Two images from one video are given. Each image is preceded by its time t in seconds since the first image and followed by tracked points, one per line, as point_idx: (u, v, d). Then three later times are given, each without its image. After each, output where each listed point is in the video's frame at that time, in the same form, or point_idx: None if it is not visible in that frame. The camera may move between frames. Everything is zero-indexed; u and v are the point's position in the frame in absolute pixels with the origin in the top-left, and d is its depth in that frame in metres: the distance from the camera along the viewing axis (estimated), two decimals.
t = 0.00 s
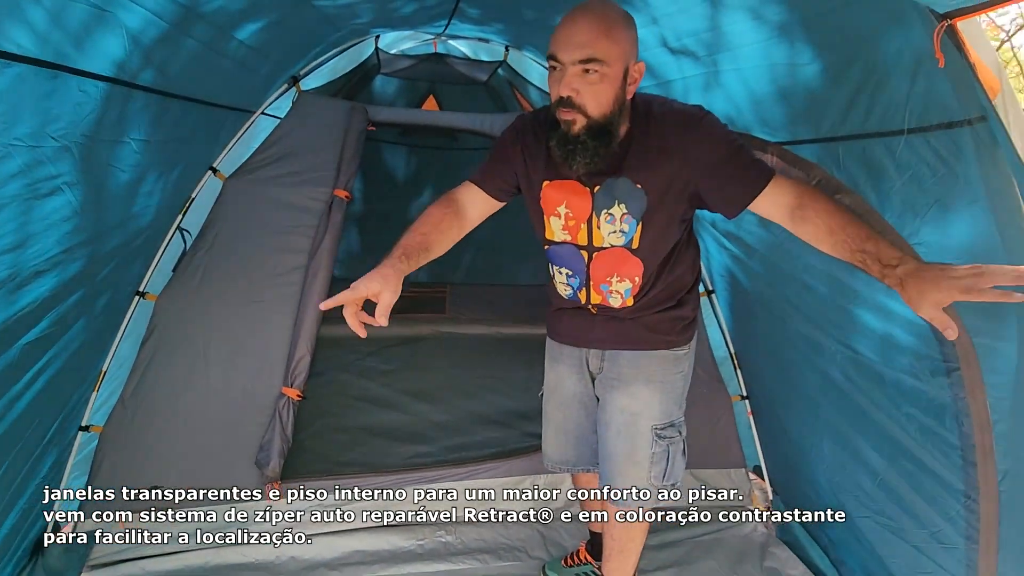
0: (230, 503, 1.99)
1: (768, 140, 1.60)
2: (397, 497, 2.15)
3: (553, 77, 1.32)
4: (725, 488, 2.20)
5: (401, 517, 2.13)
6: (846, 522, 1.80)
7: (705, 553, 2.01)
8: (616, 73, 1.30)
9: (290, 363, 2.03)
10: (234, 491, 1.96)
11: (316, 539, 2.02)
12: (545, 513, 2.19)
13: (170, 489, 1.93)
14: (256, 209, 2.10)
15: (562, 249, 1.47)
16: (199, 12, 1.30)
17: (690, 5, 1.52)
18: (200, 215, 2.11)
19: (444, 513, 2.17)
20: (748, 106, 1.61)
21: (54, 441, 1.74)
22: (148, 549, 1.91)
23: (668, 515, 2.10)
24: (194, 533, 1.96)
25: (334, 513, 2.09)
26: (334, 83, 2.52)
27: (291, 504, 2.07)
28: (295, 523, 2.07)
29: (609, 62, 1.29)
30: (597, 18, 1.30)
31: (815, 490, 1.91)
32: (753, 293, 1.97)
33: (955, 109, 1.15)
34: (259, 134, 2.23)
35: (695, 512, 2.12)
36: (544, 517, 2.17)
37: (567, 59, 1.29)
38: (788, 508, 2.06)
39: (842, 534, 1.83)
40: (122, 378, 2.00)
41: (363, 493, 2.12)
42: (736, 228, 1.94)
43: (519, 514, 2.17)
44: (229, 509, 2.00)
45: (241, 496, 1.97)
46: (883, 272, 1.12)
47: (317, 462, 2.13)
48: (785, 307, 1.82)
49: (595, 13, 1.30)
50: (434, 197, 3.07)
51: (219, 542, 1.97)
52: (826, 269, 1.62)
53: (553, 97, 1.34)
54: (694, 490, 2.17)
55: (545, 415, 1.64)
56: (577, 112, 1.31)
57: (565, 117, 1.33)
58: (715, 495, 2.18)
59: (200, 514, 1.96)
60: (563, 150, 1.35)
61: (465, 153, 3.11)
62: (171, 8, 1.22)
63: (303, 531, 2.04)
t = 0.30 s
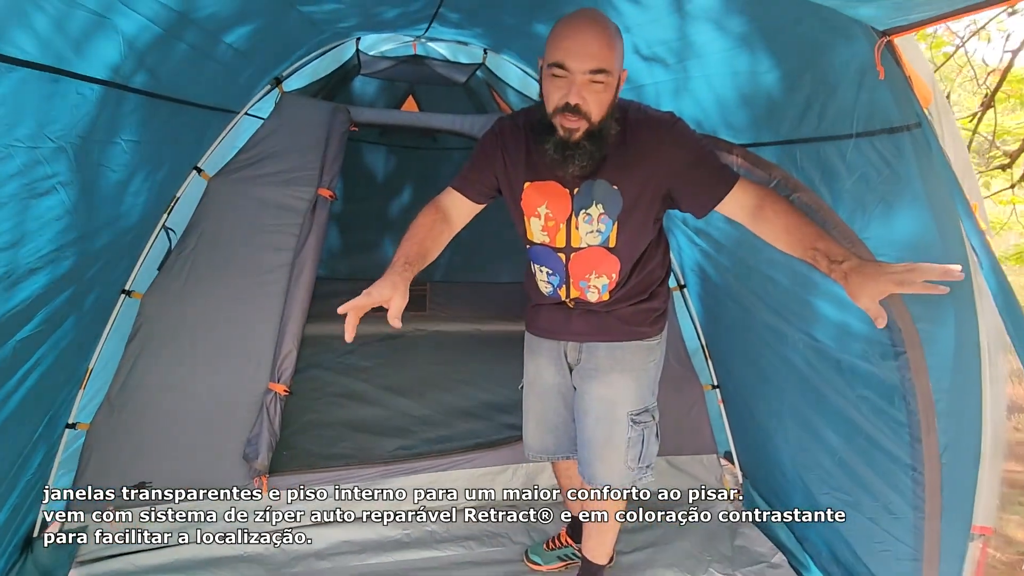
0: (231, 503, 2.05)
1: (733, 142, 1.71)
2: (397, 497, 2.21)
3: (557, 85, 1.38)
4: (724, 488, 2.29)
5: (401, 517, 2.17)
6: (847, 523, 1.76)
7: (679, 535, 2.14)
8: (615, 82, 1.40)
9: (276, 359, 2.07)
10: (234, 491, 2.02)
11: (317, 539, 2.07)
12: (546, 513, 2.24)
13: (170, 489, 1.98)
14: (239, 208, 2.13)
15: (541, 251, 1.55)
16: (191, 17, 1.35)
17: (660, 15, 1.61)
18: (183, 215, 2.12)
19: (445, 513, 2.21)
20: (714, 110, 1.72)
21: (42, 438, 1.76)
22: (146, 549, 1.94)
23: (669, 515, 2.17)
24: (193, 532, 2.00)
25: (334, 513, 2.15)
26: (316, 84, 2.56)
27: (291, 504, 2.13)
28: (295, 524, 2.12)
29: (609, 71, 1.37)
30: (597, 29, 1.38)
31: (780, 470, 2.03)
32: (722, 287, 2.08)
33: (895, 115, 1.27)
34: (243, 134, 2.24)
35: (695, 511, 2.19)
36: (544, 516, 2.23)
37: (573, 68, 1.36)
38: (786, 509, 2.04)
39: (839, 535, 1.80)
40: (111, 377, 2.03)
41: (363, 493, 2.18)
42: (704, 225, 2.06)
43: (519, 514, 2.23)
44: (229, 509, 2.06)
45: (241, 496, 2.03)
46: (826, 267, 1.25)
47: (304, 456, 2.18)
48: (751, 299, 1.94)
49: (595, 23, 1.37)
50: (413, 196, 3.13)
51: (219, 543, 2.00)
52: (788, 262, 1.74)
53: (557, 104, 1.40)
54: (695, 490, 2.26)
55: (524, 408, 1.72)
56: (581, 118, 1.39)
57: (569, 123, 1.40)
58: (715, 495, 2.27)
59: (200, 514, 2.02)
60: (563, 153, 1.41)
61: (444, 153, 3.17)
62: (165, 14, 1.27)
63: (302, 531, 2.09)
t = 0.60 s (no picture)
0: (230, 503, 2.10)
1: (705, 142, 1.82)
2: (398, 497, 2.31)
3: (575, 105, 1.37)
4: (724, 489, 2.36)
5: (401, 517, 2.21)
6: (847, 523, 1.75)
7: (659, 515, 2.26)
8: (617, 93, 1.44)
9: (269, 353, 2.12)
10: (234, 492, 2.08)
11: (317, 539, 2.09)
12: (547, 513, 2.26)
13: (170, 489, 2.03)
14: (229, 207, 2.17)
15: (523, 244, 1.63)
16: (192, 24, 1.41)
17: (636, 24, 1.71)
18: (176, 213, 2.14)
19: (445, 513, 2.25)
20: (688, 113, 1.83)
21: (42, 431, 1.80)
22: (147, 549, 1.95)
23: (669, 515, 2.21)
24: (194, 533, 2.02)
25: (334, 513, 2.17)
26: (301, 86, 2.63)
27: (290, 504, 2.19)
28: (294, 522, 2.14)
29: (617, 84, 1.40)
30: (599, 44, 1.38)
31: (752, 452, 2.16)
32: (697, 279, 2.20)
33: (850, 119, 1.40)
34: (234, 132, 2.28)
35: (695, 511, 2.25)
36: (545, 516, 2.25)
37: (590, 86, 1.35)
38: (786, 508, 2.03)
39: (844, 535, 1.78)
40: (104, 373, 2.05)
41: (364, 493, 2.29)
42: (679, 221, 2.16)
43: (520, 514, 2.28)
44: (229, 509, 2.11)
45: (242, 497, 2.09)
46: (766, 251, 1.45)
47: (296, 449, 2.24)
48: (723, 290, 2.06)
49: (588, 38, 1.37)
50: (397, 195, 3.19)
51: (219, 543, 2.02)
52: (757, 255, 1.86)
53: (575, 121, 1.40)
54: (695, 491, 2.34)
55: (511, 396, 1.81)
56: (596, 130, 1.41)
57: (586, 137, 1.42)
58: (715, 496, 2.34)
59: (200, 514, 2.04)
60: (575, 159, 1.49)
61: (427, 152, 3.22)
62: (167, 20, 1.32)
63: (302, 531, 2.11)
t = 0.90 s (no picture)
0: (230, 502, 2.13)
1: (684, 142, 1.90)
2: (398, 497, 2.32)
3: (581, 116, 1.45)
4: (725, 489, 2.36)
5: (401, 516, 2.22)
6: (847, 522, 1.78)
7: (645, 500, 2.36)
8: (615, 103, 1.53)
9: (261, 350, 2.14)
10: (234, 491, 2.13)
11: (316, 539, 2.09)
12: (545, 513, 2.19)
13: (170, 489, 2.05)
14: (218, 206, 2.18)
15: (528, 249, 1.63)
16: (188, 26, 1.44)
17: (618, 29, 1.79)
18: (164, 212, 2.14)
19: (444, 513, 2.25)
20: (667, 113, 1.91)
21: (32, 432, 1.79)
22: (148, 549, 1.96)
23: (669, 514, 2.23)
24: (194, 532, 2.03)
25: (334, 513, 2.20)
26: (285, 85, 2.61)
27: (291, 504, 2.22)
28: (294, 523, 2.15)
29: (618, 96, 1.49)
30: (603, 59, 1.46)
31: (731, 436, 2.25)
32: (677, 272, 2.29)
33: (819, 120, 1.49)
34: (220, 133, 2.29)
35: (695, 511, 2.25)
36: (544, 517, 2.18)
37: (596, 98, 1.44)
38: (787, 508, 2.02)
39: (840, 534, 1.81)
40: (95, 372, 2.05)
41: (364, 493, 2.30)
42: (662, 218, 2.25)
43: (518, 515, 2.20)
44: (229, 509, 2.12)
45: (241, 496, 2.14)
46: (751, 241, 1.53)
47: (290, 444, 2.28)
48: (703, 282, 2.15)
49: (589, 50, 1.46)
50: (381, 193, 3.21)
51: (219, 543, 2.02)
52: (736, 249, 1.95)
53: (581, 131, 1.47)
54: (694, 490, 2.37)
55: (500, 393, 1.86)
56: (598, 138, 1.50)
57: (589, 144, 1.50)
58: (715, 496, 2.35)
59: (200, 514, 2.05)
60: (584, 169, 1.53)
61: (411, 150, 3.23)
62: (166, 24, 1.36)
63: (302, 531, 2.12)
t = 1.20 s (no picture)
0: (230, 502, 2.13)
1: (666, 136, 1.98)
2: (398, 497, 2.31)
3: (599, 149, 1.43)
4: (726, 488, 2.36)
5: (401, 517, 2.21)
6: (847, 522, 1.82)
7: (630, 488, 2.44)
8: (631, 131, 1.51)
9: (246, 349, 2.12)
10: (234, 491, 2.13)
11: (315, 538, 2.08)
12: (545, 513, 2.22)
13: (170, 489, 2.04)
14: (199, 203, 2.14)
15: (525, 260, 1.65)
16: (173, 19, 1.44)
17: (603, 27, 1.84)
18: (143, 210, 2.10)
19: (444, 513, 2.24)
20: (649, 109, 1.98)
21: (12, 438, 1.74)
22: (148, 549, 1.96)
23: (669, 514, 2.24)
24: (194, 533, 2.03)
25: (334, 513, 2.18)
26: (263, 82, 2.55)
27: (290, 503, 2.21)
28: (294, 524, 2.14)
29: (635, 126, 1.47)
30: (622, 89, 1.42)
31: (712, 423, 2.32)
32: (658, 263, 2.34)
33: (797, 116, 1.55)
34: (198, 131, 2.23)
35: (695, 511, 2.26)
36: (545, 516, 2.21)
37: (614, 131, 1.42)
38: (787, 508, 2.04)
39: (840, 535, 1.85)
40: (75, 373, 2.00)
41: (363, 493, 2.29)
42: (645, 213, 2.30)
43: (519, 514, 2.21)
44: (229, 509, 2.13)
45: (242, 497, 2.15)
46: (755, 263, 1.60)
47: (279, 443, 2.29)
48: (684, 274, 2.21)
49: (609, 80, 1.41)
50: (360, 190, 3.19)
51: (219, 543, 2.02)
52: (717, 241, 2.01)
53: (597, 162, 1.46)
54: (694, 490, 2.38)
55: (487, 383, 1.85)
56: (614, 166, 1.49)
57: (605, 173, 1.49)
58: (714, 495, 2.36)
59: (201, 514, 2.06)
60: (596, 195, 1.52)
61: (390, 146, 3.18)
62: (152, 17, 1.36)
63: (301, 531, 2.11)
